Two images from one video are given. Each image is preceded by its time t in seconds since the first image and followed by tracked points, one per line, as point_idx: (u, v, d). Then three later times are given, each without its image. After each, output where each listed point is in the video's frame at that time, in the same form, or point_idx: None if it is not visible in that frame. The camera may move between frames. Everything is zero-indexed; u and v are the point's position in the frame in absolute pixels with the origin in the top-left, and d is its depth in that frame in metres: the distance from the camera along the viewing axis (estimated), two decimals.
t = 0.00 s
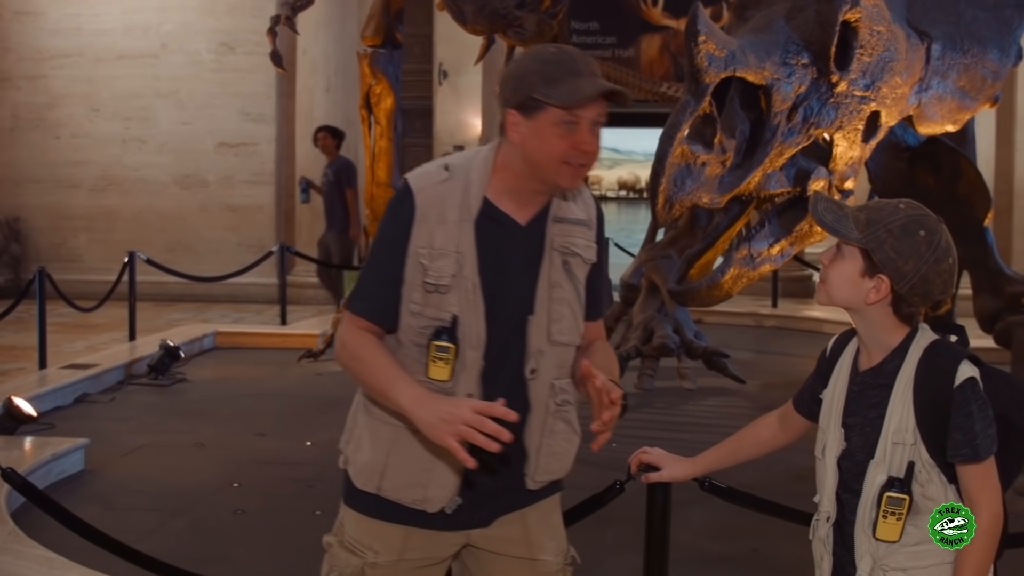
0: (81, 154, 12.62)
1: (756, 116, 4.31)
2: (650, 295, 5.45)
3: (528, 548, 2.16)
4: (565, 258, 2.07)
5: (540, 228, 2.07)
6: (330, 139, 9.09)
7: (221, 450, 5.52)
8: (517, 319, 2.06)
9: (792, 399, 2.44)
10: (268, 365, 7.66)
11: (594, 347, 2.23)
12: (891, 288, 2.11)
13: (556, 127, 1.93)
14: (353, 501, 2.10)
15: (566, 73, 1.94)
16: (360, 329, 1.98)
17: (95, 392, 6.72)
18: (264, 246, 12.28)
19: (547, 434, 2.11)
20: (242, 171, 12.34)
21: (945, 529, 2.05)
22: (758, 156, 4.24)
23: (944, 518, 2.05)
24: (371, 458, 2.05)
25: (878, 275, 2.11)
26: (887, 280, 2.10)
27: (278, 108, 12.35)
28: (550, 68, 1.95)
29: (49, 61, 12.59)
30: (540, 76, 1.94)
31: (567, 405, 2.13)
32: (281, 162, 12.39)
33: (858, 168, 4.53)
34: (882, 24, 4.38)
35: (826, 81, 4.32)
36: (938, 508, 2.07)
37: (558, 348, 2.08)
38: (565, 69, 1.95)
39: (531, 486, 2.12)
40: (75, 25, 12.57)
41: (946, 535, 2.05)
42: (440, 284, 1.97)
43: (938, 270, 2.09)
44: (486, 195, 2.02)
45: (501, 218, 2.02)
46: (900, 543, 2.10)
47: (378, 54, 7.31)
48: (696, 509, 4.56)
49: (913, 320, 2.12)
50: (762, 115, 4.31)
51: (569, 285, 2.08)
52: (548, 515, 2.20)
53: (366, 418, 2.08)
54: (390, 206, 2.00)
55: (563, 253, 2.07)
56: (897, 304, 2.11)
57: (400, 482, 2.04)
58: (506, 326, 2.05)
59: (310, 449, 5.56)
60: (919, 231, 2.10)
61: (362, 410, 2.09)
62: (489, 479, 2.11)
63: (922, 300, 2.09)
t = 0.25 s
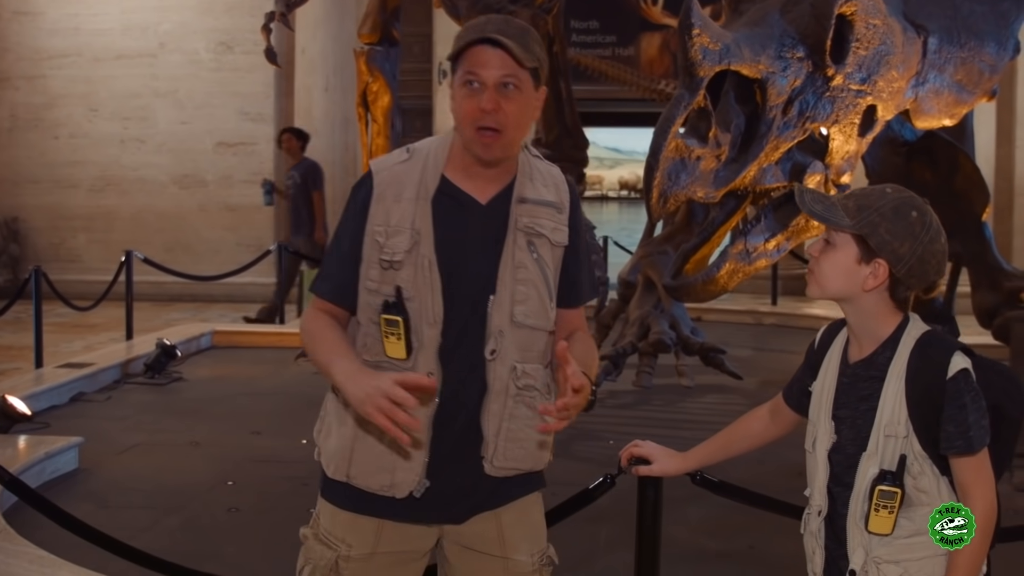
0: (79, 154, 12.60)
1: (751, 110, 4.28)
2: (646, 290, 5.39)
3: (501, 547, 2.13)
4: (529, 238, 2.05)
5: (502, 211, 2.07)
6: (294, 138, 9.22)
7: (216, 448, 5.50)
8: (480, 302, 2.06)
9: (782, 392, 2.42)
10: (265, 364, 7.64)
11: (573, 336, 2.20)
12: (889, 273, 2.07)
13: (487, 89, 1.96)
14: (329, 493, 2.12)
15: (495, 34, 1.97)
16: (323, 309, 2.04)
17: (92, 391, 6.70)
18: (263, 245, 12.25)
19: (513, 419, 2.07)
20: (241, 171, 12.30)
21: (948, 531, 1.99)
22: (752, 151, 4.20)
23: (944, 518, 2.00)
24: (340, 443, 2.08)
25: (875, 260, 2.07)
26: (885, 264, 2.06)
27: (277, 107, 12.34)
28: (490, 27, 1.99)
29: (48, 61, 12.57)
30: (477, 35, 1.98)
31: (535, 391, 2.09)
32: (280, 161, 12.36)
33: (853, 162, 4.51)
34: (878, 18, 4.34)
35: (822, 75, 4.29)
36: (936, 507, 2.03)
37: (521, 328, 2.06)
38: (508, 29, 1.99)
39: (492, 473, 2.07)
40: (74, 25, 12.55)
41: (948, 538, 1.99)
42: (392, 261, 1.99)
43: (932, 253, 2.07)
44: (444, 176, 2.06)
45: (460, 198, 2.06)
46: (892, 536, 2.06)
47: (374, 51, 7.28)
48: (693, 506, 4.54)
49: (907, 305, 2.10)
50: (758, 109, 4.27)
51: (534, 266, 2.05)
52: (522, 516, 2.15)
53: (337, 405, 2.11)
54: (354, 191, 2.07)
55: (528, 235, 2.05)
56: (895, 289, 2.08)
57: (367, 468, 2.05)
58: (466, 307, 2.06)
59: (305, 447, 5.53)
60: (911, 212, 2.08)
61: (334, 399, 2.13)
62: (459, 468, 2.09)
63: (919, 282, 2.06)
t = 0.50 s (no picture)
0: (81, 159, 12.58)
1: (753, 108, 4.26)
2: (648, 292, 5.33)
3: (502, 545, 2.12)
4: (523, 223, 2.08)
5: (494, 197, 2.13)
6: (260, 137, 9.62)
7: (216, 452, 5.47)
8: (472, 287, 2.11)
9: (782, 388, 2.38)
10: (266, 368, 7.61)
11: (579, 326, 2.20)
12: (906, 259, 2.05)
13: (470, 69, 2.06)
14: (337, 493, 2.16)
15: (471, 16, 2.05)
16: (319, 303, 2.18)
17: (92, 395, 6.67)
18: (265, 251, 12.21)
19: (509, 408, 2.07)
20: (242, 176, 12.24)
21: (946, 532, 1.98)
22: (754, 149, 4.17)
23: (945, 519, 1.98)
24: (339, 435, 2.10)
25: (894, 246, 2.05)
26: (903, 251, 2.04)
27: (278, 112, 12.23)
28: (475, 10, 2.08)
29: (49, 66, 12.56)
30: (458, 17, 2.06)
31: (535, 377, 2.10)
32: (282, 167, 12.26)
33: (856, 162, 4.47)
34: (879, 16, 4.34)
35: (823, 73, 4.28)
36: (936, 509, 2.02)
37: (515, 314, 2.07)
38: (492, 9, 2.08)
39: (489, 464, 2.07)
40: (75, 30, 12.54)
41: (945, 539, 1.98)
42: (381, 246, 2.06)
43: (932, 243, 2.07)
44: (436, 163, 2.14)
45: (450, 183, 2.13)
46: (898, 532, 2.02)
47: (375, 54, 7.26)
48: (696, 509, 4.50)
49: (905, 294, 2.08)
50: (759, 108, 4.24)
51: (529, 251, 2.07)
52: (526, 520, 2.13)
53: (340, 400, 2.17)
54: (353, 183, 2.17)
55: (522, 220, 2.08)
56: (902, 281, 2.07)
57: (361, 461, 2.06)
58: (457, 294, 2.11)
59: (306, 450, 5.51)
60: (915, 199, 2.08)
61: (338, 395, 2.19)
62: (455, 458, 2.12)
63: (924, 269, 2.07)
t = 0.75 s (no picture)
0: (83, 186, 12.59)
1: (757, 130, 4.25)
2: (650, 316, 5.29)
3: (519, 563, 2.09)
4: (535, 230, 2.08)
5: (506, 204, 2.15)
6: (229, 163, 9.31)
7: (217, 476, 5.45)
8: (485, 296, 2.12)
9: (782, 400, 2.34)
10: (267, 395, 7.58)
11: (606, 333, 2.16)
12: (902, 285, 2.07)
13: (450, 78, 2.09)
14: (359, 509, 2.17)
15: (452, 26, 2.09)
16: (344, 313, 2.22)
17: (93, 421, 6.65)
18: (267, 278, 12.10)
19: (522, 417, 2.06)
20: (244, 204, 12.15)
21: (946, 528, 1.93)
22: (757, 170, 4.14)
23: (944, 518, 1.93)
24: (358, 449, 2.11)
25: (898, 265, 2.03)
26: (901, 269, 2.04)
27: (280, 139, 12.21)
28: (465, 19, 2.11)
29: (51, 93, 12.57)
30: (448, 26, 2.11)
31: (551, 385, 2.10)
32: (283, 195, 12.21)
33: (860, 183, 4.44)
34: (882, 36, 4.34)
35: (827, 93, 4.27)
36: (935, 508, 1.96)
37: (527, 324, 2.07)
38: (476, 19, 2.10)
39: (501, 475, 2.05)
40: (77, 57, 12.55)
41: (946, 535, 1.93)
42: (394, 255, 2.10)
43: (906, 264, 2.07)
44: (449, 172, 2.18)
45: (463, 191, 2.17)
46: (892, 550, 1.97)
47: (378, 79, 7.25)
48: (699, 533, 4.47)
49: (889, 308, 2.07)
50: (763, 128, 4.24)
51: (542, 258, 2.07)
52: (541, 537, 2.09)
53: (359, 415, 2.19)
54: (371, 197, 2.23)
55: (534, 226, 2.09)
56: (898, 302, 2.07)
57: (380, 474, 2.07)
58: (467, 302, 2.12)
59: (307, 475, 5.48)
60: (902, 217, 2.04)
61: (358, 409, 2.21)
62: (470, 469, 2.12)
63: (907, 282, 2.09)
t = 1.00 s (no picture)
0: (85, 221, 12.49)
1: (759, 160, 4.24)
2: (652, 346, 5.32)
3: None
4: (542, 250, 2.03)
5: (520, 226, 2.11)
6: (196, 199, 8.86)
7: (217, 510, 5.41)
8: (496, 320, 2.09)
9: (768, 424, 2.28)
10: (268, 427, 7.55)
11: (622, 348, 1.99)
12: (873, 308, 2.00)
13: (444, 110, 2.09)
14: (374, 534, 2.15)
15: (451, 52, 2.08)
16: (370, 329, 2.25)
17: (93, 453, 6.62)
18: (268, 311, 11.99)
19: (526, 441, 2.00)
20: (245, 237, 12.11)
21: (945, 528, 1.85)
22: (760, 201, 4.13)
23: (944, 518, 1.85)
24: (368, 473, 2.09)
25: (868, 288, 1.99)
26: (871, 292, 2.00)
27: (282, 173, 12.14)
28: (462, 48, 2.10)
29: (54, 126, 12.49)
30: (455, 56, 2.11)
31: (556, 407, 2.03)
32: (284, 228, 12.18)
33: (863, 214, 4.44)
34: (886, 67, 4.31)
35: (830, 124, 4.26)
36: (935, 508, 1.87)
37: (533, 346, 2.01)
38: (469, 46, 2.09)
39: (505, 500, 1.99)
40: (80, 91, 12.47)
41: (946, 535, 1.85)
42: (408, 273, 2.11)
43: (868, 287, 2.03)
44: (467, 197, 2.17)
45: (472, 212, 2.15)
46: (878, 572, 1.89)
47: (379, 112, 7.26)
48: (699, 566, 4.44)
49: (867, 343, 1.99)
50: (765, 158, 4.23)
51: (549, 279, 2.02)
52: (550, 572, 2.03)
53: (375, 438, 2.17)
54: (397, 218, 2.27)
55: (541, 246, 2.04)
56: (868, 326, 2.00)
57: (387, 496, 2.05)
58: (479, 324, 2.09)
59: (308, 508, 5.44)
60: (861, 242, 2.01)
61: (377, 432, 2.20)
62: (477, 495, 2.05)
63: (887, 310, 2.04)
